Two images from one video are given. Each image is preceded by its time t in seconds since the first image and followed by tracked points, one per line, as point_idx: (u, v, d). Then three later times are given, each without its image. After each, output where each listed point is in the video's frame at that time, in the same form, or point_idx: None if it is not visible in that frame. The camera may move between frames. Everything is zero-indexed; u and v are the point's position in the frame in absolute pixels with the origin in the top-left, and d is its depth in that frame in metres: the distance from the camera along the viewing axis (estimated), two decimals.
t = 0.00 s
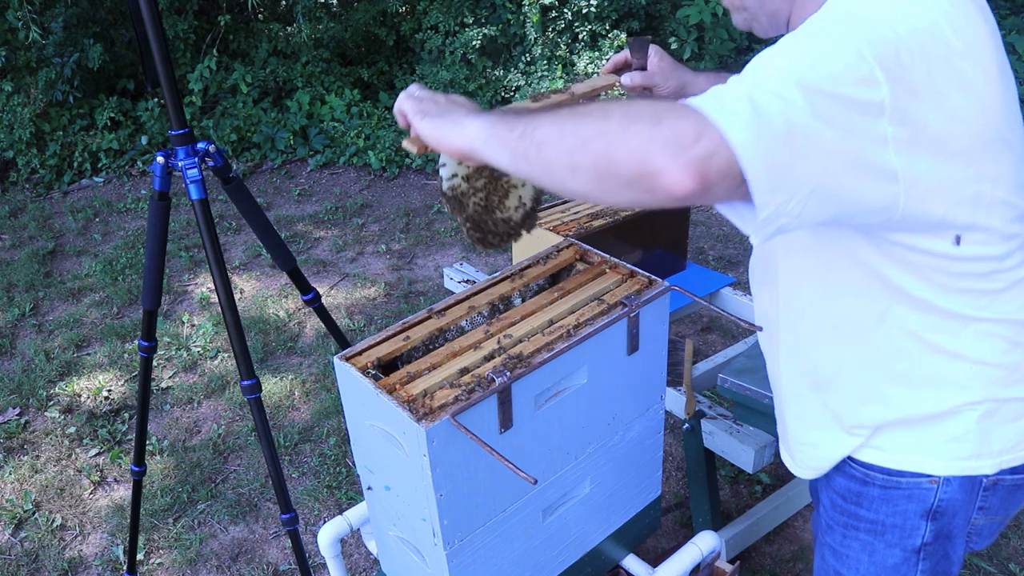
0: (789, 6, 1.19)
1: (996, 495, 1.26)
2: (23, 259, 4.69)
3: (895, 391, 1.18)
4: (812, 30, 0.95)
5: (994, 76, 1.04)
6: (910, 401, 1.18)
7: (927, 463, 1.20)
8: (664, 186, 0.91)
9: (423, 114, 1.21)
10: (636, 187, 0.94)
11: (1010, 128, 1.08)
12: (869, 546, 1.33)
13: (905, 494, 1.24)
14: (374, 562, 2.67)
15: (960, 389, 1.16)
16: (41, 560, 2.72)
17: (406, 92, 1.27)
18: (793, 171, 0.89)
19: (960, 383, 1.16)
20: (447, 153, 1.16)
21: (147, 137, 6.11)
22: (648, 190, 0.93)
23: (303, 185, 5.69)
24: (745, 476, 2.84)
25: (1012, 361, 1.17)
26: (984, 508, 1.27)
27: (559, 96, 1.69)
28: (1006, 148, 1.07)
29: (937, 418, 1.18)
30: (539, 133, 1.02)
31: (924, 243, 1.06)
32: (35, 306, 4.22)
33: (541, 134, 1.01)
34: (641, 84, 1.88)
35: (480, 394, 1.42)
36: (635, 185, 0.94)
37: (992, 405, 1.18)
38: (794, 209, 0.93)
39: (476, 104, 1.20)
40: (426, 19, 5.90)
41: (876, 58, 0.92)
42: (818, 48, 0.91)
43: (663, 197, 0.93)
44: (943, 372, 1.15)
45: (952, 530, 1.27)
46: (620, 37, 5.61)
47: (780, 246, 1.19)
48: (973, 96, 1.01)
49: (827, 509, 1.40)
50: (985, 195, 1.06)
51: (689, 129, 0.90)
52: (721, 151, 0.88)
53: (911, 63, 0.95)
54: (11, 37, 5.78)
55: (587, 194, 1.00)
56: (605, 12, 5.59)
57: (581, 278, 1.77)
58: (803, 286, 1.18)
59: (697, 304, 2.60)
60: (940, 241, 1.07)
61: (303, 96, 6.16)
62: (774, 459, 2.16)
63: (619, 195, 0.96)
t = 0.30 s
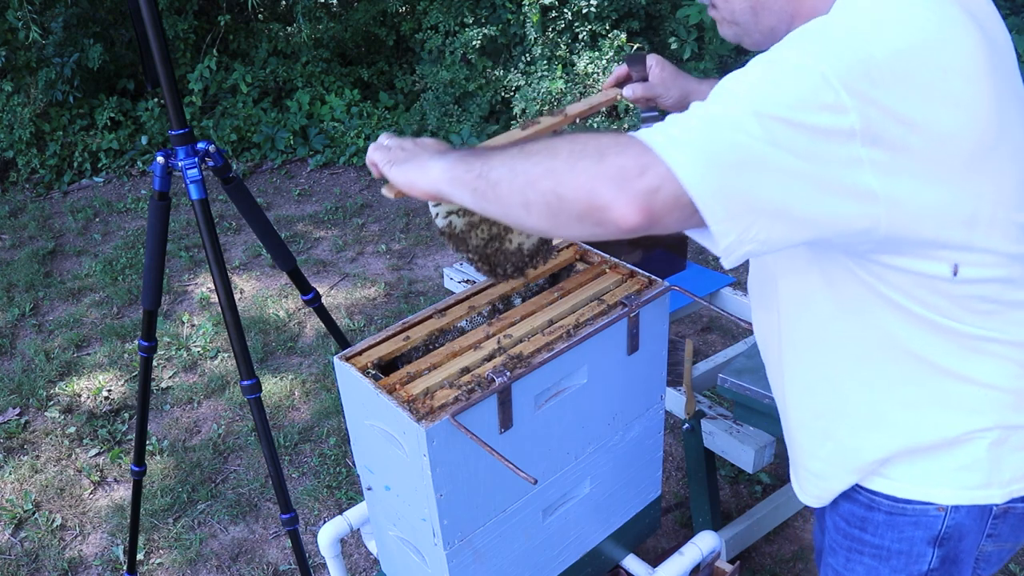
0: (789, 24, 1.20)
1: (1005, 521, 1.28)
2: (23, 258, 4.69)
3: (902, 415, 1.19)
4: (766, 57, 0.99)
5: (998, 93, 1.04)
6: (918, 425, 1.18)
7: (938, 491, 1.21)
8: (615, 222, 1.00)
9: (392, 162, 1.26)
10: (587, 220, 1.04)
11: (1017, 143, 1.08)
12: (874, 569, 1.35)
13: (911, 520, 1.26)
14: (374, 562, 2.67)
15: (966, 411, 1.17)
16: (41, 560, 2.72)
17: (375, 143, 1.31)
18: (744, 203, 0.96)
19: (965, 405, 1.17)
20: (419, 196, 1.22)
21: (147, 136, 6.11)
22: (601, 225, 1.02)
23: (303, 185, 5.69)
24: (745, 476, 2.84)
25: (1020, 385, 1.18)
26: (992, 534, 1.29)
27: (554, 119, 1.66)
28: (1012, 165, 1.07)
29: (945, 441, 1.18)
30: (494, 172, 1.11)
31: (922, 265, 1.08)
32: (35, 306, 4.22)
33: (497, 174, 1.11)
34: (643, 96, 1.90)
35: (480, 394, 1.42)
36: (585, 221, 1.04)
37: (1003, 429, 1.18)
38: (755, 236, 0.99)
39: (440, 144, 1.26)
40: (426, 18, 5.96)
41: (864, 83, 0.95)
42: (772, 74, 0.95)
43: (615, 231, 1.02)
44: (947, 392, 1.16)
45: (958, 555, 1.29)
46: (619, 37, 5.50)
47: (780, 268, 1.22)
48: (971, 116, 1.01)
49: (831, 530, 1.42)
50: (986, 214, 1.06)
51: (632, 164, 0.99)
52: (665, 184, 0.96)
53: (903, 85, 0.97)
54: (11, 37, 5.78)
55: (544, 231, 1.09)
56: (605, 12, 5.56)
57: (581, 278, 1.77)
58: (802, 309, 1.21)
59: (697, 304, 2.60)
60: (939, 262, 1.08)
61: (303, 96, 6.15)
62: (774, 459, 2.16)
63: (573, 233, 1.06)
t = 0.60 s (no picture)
0: (779, 35, 1.20)
1: (1004, 537, 1.27)
2: (23, 259, 4.69)
3: (900, 428, 1.19)
4: (749, 71, 1.01)
5: (993, 106, 1.04)
6: (916, 439, 1.19)
7: (934, 507, 1.22)
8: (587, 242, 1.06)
9: (381, 186, 1.36)
10: (562, 244, 1.10)
11: (1014, 156, 1.07)
12: None
13: (909, 536, 1.27)
14: (374, 562, 2.67)
15: (962, 426, 1.17)
16: (41, 560, 2.72)
17: (367, 166, 1.41)
18: (718, 224, 0.99)
19: (961, 421, 1.16)
20: (407, 218, 1.32)
21: (147, 136, 6.10)
22: (575, 246, 1.09)
23: (303, 185, 5.69)
24: (745, 476, 2.84)
25: (1021, 399, 1.17)
26: (992, 550, 1.28)
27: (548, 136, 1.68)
28: (1008, 179, 1.07)
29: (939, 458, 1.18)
30: (474, 198, 1.19)
31: (917, 279, 1.08)
32: (35, 307, 4.22)
33: (477, 199, 1.19)
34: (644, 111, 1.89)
35: (480, 394, 1.42)
36: (559, 243, 1.10)
37: (1001, 444, 1.18)
38: (731, 254, 1.02)
39: (426, 168, 1.36)
40: (426, 18, 5.96)
41: (850, 102, 0.96)
42: (753, 94, 0.97)
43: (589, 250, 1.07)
44: (941, 407, 1.16)
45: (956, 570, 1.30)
46: (619, 37, 5.49)
47: (773, 282, 1.23)
48: (964, 131, 1.01)
49: (827, 542, 1.43)
50: (980, 229, 1.06)
51: (602, 191, 1.03)
52: (634, 208, 1.01)
53: (894, 100, 0.97)
54: (11, 37, 5.78)
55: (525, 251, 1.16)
56: (605, 12, 5.56)
57: (581, 278, 1.77)
58: (796, 323, 1.23)
59: (697, 304, 2.60)
60: (933, 277, 1.09)
61: (303, 96, 6.16)
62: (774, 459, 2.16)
63: (551, 253, 1.13)
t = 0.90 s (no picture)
0: (771, 42, 1.20)
1: (1005, 544, 1.27)
2: (23, 258, 4.69)
3: (897, 434, 1.19)
4: (736, 80, 1.01)
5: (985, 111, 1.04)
6: (913, 446, 1.19)
7: (933, 514, 1.22)
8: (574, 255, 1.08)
9: (374, 203, 1.36)
10: (549, 258, 1.12)
11: (1008, 162, 1.06)
12: None
13: (908, 543, 1.27)
14: (374, 562, 2.67)
15: (958, 433, 1.16)
16: (41, 560, 2.72)
17: (359, 184, 1.41)
18: (705, 236, 1.00)
19: (957, 427, 1.16)
20: (399, 235, 1.33)
21: (147, 136, 6.10)
22: (562, 260, 1.11)
23: (303, 185, 5.69)
24: (745, 476, 2.84)
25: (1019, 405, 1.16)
26: (992, 556, 1.28)
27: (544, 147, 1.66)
28: (1002, 184, 1.06)
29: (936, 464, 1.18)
30: (463, 214, 1.21)
31: (911, 286, 1.08)
32: (35, 306, 4.22)
33: (465, 216, 1.21)
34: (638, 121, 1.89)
35: (480, 394, 1.42)
36: (547, 256, 1.12)
37: (998, 451, 1.17)
38: (719, 265, 1.03)
39: (419, 183, 1.36)
40: (426, 18, 5.97)
41: (840, 111, 0.96)
42: (741, 104, 0.97)
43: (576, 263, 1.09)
44: (937, 413, 1.16)
45: None
46: (619, 37, 5.47)
47: (768, 289, 1.24)
48: (957, 137, 1.01)
49: (826, 547, 1.43)
50: (974, 235, 1.06)
51: (586, 206, 1.05)
52: (617, 222, 1.03)
53: (886, 109, 0.98)
54: (11, 37, 5.78)
55: (514, 265, 1.18)
56: (605, 12, 5.56)
57: (581, 278, 1.76)
58: (791, 330, 1.24)
59: (697, 304, 2.60)
60: (926, 284, 1.09)
61: (303, 96, 6.16)
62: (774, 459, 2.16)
63: (539, 267, 1.15)
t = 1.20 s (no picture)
0: (764, 45, 1.20)
1: (1004, 545, 1.27)
2: (22, 259, 4.69)
3: (893, 436, 1.19)
4: (727, 86, 1.01)
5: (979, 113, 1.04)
6: (909, 448, 1.19)
7: (929, 516, 1.22)
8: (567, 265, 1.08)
9: (370, 219, 1.36)
10: (543, 268, 1.12)
11: (1001, 162, 1.06)
12: None
13: (906, 544, 1.27)
14: (374, 562, 2.67)
15: (956, 434, 1.16)
16: (40, 560, 2.72)
17: (356, 201, 1.41)
18: (695, 243, 1.01)
19: (954, 428, 1.16)
20: (397, 249, 1.33)
21: (147, 136, 6.10)
22: (556, 270, 1.11)
23: (303, 185, 5.69)
24: (745, 476, 2.84)
25: (1016, 405, 1.16)
26: (992, 557, 1.28)
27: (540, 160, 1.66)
28: (997, 184, 1.06)
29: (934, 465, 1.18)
30: (457, 227, 1.21)
31: (906, 287, 1.08)
32: (35, 306, 4.22)
33: (459, 228, 1.21)
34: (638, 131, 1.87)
35: (480, 394, 1.42)
36: (542, 267, 1.12)
37: (995, 451, 1.17)
38: (711, 271, 1.03)
39: (415, 199, 1.37)
40: (426, 18, 5.97)
41: (831, 113, 0.96)
42: (729, 111, 0.98)
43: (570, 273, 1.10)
44: (934, 414, 1.16)
45: None
46: (619, 37, 5.45)
47: (764, 293, 1.25)
48: (950, 137, 1.01)
49: (825, 548, 1.43)
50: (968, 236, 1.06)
51: (576, 216, 1.05)
52: (607, 232, 1.03)
53: (879, 113, 0.98)
54: (11, 37, 5.78)
55: (508, 276, 1.18)
56: (605, 12, 5.56)
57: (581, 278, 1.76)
58: (787, 333, 1.24)
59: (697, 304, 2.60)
60: (923, 286, 1.09)
61: (303, 96, 6.16)
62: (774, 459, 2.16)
63: (533, 277, 1.15)
